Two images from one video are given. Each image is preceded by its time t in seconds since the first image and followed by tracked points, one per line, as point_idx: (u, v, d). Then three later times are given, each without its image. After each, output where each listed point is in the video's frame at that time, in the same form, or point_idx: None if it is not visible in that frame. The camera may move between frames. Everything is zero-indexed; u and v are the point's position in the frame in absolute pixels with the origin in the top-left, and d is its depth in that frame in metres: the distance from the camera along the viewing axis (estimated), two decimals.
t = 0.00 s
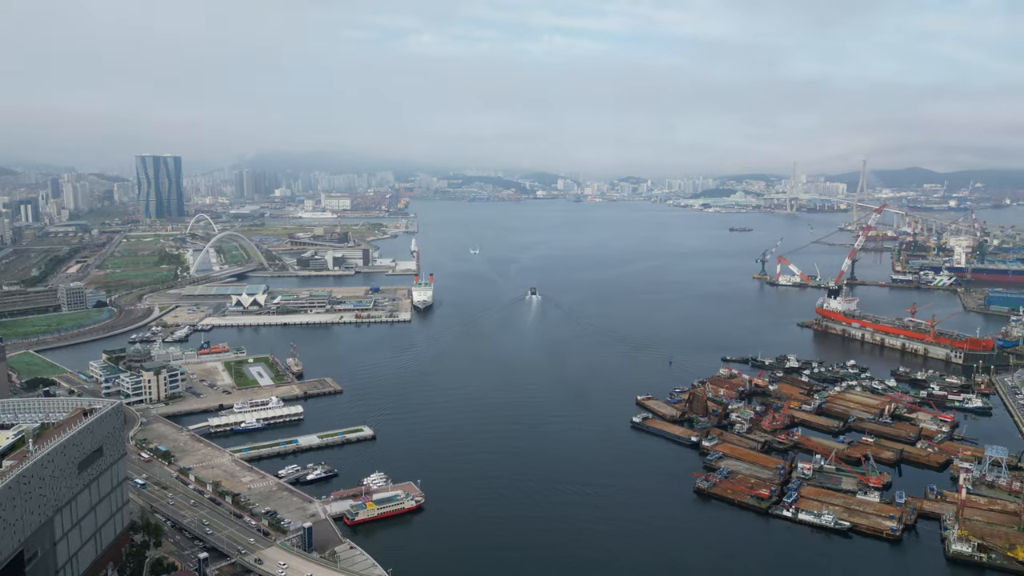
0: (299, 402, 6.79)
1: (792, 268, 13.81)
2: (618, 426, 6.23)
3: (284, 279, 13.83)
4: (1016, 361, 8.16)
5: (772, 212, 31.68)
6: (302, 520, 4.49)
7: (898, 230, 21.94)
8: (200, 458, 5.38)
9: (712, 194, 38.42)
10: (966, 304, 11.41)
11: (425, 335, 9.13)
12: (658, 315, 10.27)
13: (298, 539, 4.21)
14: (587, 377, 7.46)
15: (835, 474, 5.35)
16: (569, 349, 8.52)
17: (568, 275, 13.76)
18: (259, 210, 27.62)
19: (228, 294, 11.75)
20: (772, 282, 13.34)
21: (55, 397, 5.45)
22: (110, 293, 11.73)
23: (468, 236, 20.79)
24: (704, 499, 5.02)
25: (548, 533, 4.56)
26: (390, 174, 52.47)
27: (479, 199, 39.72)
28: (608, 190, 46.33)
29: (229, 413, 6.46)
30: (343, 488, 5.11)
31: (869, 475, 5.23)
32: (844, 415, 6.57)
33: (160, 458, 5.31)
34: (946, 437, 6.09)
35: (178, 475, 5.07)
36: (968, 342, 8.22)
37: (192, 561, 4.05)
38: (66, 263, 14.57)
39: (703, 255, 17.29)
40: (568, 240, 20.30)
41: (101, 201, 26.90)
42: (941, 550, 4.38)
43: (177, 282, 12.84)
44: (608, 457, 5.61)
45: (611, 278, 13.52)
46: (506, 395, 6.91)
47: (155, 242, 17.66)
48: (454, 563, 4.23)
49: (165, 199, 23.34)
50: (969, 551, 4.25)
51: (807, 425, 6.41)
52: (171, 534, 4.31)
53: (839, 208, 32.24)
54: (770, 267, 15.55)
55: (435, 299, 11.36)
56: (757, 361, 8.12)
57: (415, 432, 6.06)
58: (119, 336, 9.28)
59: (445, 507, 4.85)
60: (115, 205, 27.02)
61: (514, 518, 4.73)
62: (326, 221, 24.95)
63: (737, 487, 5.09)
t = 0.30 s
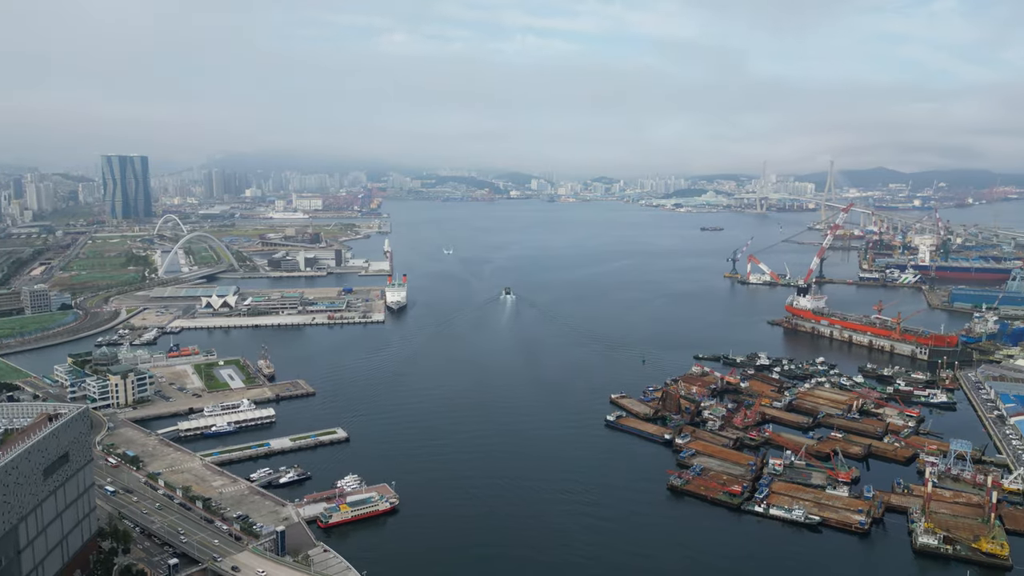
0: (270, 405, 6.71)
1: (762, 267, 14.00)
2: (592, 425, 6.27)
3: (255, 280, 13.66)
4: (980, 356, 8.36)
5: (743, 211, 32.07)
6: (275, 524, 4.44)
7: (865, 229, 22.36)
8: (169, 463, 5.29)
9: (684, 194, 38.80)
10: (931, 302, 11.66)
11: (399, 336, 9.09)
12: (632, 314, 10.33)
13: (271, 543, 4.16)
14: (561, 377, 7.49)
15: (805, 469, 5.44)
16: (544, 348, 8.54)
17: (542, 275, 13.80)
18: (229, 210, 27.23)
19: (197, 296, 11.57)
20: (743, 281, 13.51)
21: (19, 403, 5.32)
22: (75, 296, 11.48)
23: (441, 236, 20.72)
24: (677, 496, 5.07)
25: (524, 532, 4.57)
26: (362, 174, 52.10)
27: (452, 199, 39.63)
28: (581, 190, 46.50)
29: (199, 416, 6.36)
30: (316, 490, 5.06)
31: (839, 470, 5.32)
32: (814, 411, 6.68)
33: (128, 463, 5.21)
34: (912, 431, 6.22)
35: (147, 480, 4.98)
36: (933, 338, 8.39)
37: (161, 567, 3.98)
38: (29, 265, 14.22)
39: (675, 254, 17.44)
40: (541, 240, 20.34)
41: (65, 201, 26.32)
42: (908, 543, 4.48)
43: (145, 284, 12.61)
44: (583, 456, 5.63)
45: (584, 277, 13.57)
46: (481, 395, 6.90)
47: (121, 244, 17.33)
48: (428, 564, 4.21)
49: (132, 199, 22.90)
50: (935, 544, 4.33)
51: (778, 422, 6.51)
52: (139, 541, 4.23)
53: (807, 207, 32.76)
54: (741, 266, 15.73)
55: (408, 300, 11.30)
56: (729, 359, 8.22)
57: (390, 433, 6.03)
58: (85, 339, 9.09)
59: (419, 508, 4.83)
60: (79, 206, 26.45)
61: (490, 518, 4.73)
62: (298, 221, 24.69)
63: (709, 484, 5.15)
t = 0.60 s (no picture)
0: (241, 408, 6.62)
1: (733, 266, 14.17)
2: (567, 424, 6.29)
3: (225, 282, 13.48)
4: (943, 352, 8.55)
5: (713, 211, 32.43)
6: (247, 528, 4.38)
7: (832, 228, 22.74)
8: (137, 468, 5.20)
9: (655, 194, 39.12)
10: (896, 299, 11.90)
11: (372, 337, 9.03)
12: (605, 313, 10.39)
13: (242, 548, 4.11)
14: (535, 376, 7.50)
15: (776, 465, 5.51)
16: (518, 348, 8.55)
17: (515, 275, 13.81)
18: (197, 211, 26.81)
19: (165, 298, 11.37)
20: (714, 280, 13.66)
21: None
22: (38, 299, 11.22)
23: (414, 237, 20.63)
24: (651, 494, 5.11)
25: (500, 532, 4.57)
26: (333, 174, 51.64)
27: (425, 199, 39.48)
28: (554, 190, 46.65)
29: (167, 420, 6.26)
30: (288, 494, 5.00)
31: (808, 466, 5.40)
32: (783, 408, 6.78)
33: (94, 469, 5.11)
34: (879, 426, 6.34)
35: (114, 486, 4.89)
36: (898, 335, 8.57)
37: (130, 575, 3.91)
38: None
39: (647, 253, 17.58)
40: (514, 240, 20.35)
41: (27, 202, 25.69)
42: (876, 536, 4.57)
43: (111, 286, 12.36)
44: (557, 454, 5.65)
45: (557, 277, 13.61)
46: (455, 395, 6.89)
47: (86, 245, 16.98)
48: (402, 566, 4.19)
49: (97, 200, 22.44)
50: (902, 537, 4.42)
51: (749, 418, 6.59)
52: (107, 548, 4.15)
53: (776, 207, 33.24)
54: (712, 265, 15.90)
55: (381, 301, 11.23)
56: (701, 357, 8.31)
57: (363, 434, 5.99)
58: (48, 342, 8.88)
59: (393, 509, 4.81)
60: (42, 206, 25.83)
61: (465, 518, 4.72)
62: (268, 222, 24.41)
63: (682, 481, 5.19)
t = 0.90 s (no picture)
0: (211, 411, 6.53)
1: (704, 265, 14.33)
2: (540, 423, 6.30)
3: (193, 283, 13.28)
4: (908, 349, 8.74)
5: (684, 211, 32.75)
6: (217, 533, 4.32)
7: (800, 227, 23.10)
8: (103, 474, 5.09)
9: (627, 194, 39.41)
10: (862, 297, 12.13)
11: (344, 338, 8.97)
12: (578, 312, 10.44)
13: (212, 554, 4.04)
14: (509, 376, 7.52)
15: (747, 461, 5.59)
16: (491, 347, 8.55)
17: (488, 275, 13.82)
18: (164, 211, 26.35)
19: (131, 301, 11.16)
20: (685, 279, 13.79)
21: None
22: None
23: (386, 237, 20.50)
24: (624, 491, 5.14)
25: (474, 532, 4.57)
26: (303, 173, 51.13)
27: (397, 199, 39.27)
28: (527, 190, 46.73)
29: (134, 424, 6.15)
30: (260, 498, 4.94)
31: (778, 462, 5.48)
32: (754, 405, 6.87)
33: (59, 475, 5.00)
34: (846, 422, 6.46)
35: (80, 492, 4.79)
36: (864, 332, 8.74)
37: None
38: None
39: (619, 253, 17.70)
40: (487, 240, 20.34)
41: None
42: (844, 530, 4.65)
43: (74, 288, 12.10)
44: (531, 454, 5.67)
45: (530, 277, 13.64)
46: (429, 396, 6.87)
47: (49, 247, 16.59)
48: (376, 569, 4.16)
49: (59, 201, 21.95)
50: (869, 530, 4.51)
51: (719, 415, 6.67)
52: (72, 556, 4.06)
53: (745, 206, 33.67)
54: (683, 264, 16.05)
55: (353, 301, 11.15)
56: (672, 355, 8.39)
57: (335, 436, 5.95)
58: (10, 346, 8.66)
59: (367, 511, 4.78)
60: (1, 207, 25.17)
61: (439, 518, 4.71)
62: (237, 222, 24.09)
63: (654, 478, 5.24)
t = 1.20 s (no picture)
0: (179, 415, 6.42)
1: (675, 265, 14.46)
2: (514, 423, 6.31)
3: (160, 285, 13.05)
4: (873, 346, 8.92)
5: (655, 211, 33.03)
6: (186, 539, 4.25)
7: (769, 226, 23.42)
8: (68, 480, 4.98)
9: (599, 194, 39.63)
10: (829, 295, 12.34)
11: (316, 339, 8.89)
12: (551, 312, 10.48)
13: (181, 560, 3.98)
14: (482, 375, 7.51)
15: (718, 458, 5.66)
16: (464, 347, 8.54)
17: (461, 275, 13.80)
18: (129, 211, 25.83)
19: (96, 303, 10.92)
20: (656, 278, 13.91)
21: None
22: None
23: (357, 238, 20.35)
24: (598, 489, 5.17)
25: (449, 532, 4.56)
26: (273, 173, 50.53)
27: (368, 199, 39.00)
28: (499, 190, 46.73)
29: (100, 429, 6.01)
30: (230, 502, 4.88)
31: (748, 458, 5.56)
32: (724, 402, 6.96)
33: (21, 482, 4.88)
34: (814, 418, 6.57)
35: (44, 499, 4.67)
36: (831, 329, 8.90)
37: None
38: None
39: (591, 252, 17.79)
40: (459, 240, 20.29)
41: None
42: (812, 524, 4.73)
43: (36, 291, 11.81)
44: (505, 453, 5.67)
45: (503, 277, 13.64)
46: (401, 396, 6.84)
47: (9, 248, 16.16)
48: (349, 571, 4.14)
49: (21, 202, 21.40)
50: (837, 524, 4.60)
51: (691, 413, 6.75)
52: (36, 565, 3.96)
53: (715, 206, 34.06)
54: (654, 263, 16.18)
55: (325, 302, 11.05)
56: (644, 354, 8.46)
57: (307, 438, 5.90)
58: None
59: (339, 514, 4.74)
60: None
61: (413, 519, 4.70)
62: (205, 223, 23.73)
63: (628, 476, 5.28)
